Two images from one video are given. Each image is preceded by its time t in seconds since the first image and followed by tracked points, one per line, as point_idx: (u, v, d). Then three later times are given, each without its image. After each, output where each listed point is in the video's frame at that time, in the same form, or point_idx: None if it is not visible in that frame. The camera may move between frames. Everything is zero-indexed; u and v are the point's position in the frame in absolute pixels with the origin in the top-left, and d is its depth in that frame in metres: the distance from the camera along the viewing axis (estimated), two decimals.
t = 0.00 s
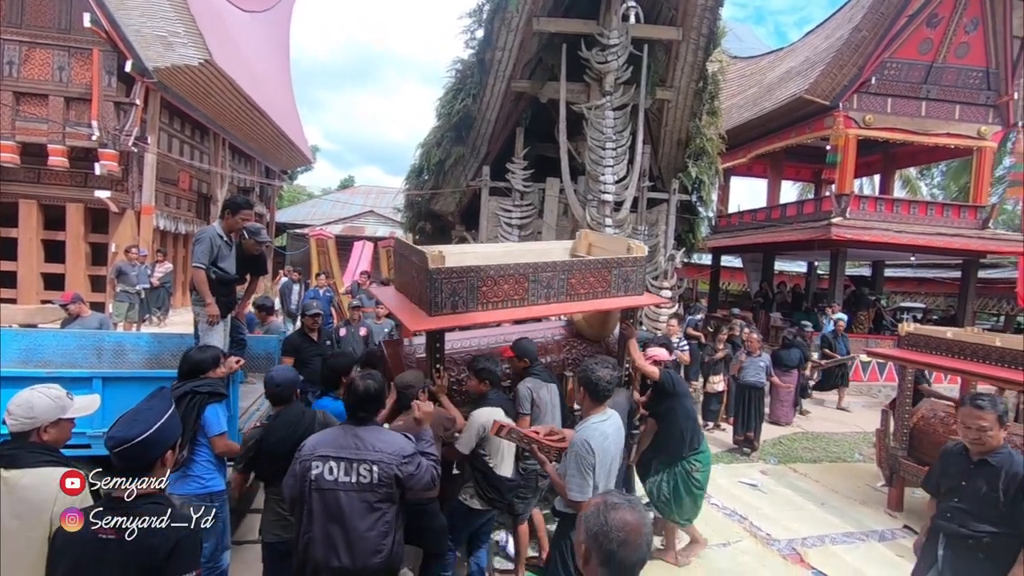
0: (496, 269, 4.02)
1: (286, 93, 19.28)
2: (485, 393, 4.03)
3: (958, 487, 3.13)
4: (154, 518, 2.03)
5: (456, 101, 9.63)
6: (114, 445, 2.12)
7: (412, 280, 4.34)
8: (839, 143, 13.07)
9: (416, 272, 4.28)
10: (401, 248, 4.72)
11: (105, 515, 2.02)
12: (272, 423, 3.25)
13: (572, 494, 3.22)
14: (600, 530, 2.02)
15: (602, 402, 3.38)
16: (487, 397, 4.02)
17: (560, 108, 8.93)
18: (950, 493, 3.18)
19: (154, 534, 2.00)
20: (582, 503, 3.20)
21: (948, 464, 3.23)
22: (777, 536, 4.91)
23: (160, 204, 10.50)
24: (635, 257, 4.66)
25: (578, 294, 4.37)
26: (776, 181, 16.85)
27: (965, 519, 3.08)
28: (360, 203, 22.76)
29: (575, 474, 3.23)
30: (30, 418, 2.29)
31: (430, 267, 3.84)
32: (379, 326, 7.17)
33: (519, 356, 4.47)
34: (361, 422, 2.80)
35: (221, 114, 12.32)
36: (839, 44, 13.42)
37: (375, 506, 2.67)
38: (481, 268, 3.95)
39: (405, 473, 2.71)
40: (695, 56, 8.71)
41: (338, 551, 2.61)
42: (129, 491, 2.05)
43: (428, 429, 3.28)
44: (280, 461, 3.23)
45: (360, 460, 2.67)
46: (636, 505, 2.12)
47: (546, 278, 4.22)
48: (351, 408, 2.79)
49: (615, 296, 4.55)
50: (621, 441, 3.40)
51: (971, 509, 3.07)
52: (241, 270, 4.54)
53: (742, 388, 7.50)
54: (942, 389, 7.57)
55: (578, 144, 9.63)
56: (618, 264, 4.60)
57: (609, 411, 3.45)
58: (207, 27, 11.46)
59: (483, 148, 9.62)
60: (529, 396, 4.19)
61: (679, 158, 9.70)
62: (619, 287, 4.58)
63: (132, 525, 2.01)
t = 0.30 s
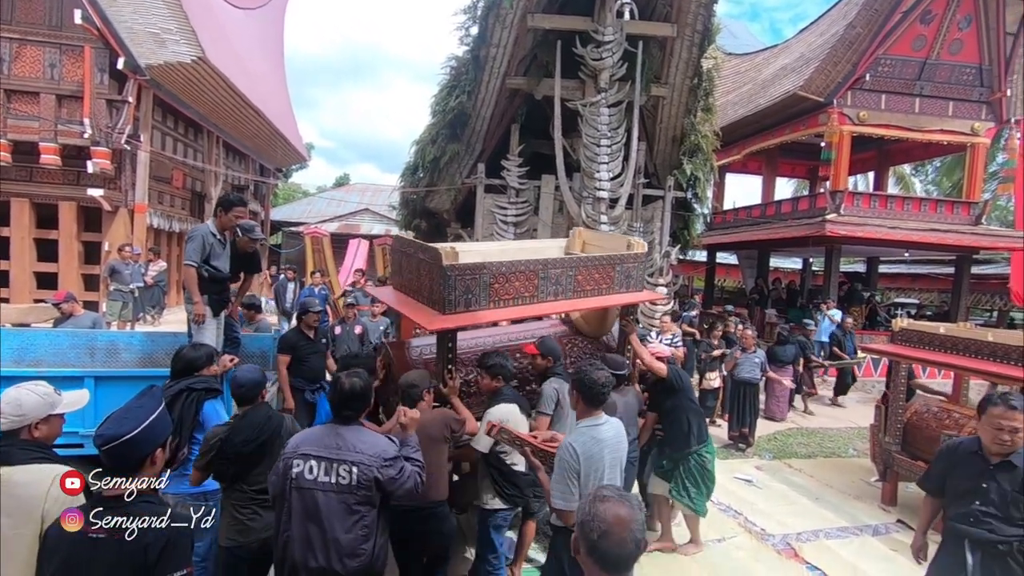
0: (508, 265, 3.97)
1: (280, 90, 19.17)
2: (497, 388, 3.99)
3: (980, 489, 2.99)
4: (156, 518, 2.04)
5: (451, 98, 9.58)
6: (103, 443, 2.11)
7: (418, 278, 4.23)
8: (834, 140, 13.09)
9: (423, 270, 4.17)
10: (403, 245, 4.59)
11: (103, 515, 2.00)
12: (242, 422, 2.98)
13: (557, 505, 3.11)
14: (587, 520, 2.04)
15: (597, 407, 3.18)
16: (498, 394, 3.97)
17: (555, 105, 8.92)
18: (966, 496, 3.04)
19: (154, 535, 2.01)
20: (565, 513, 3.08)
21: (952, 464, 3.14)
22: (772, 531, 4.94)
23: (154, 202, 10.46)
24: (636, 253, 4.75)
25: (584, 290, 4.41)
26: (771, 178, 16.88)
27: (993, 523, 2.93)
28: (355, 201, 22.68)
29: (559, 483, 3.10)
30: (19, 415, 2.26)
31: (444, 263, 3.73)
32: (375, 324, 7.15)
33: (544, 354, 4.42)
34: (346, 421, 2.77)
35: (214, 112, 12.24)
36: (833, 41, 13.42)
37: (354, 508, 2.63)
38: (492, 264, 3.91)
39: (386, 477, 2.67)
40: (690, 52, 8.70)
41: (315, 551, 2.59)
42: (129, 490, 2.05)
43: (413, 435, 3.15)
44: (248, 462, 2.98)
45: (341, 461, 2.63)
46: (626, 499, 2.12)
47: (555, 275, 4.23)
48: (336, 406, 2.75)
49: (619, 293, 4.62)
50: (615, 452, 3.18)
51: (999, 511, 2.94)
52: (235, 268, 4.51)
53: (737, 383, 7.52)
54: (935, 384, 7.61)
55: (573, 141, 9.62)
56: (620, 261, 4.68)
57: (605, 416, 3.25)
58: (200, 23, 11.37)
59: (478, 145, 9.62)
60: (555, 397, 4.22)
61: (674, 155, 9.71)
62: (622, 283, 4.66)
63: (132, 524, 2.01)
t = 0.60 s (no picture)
0: (528, 263, 3.92)
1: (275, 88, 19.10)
2: (512, 392, 3.87)
3: (977, 484, 2.99)
4: (155, 518, 2.04)
5: (446, 96, 9.57)
6: (91, 443, 2.09)
7: (432, 278, 4.07)
8: (830, 136, 13.07)
9: (437, 270, 4.01)
10: (410, 243, 4.42)
11: (103, 515, 1.99)
12: (206, 418, 2.88)
13: (562, 520, 2.84)
14: (596, 514, 2.05)
15: (605, 413, 3.02)
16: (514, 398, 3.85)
17: (550, 102, 8.90)
18: (963, 491, 3.02)
19: (155, 533, 2.02)
20: (574, 529, 2.79)
21: (942, 458, 3.10)
22: (768, 526, 4.96)
23: (149, 202, 10.48)
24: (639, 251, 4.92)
25: (594, 288, 4.48)
26: (767, 174, 16.91)
27: (996, 516, 2.95)
28: (351, 199, 22.62)
29: (566, 496, 2.85)
30: None
31: (467, 262, 3.58)
32: (371, 323, 7.14)
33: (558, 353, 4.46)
34: (345, 422, 2.73)
35: (209, 111, 12.21)
36: (828, 36, 13.41)
37: (358, 514, 2.61)
38: (514, 263, 3.83)
39: (389, 481, 2.65)
40: (685, 49, 8.70)
41: (318, 557, 2.57)
42: (129, 490, 2.06)
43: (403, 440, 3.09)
44: (213, 459, 2.88)
45: (343, 466, 2.60)
46: (633, 493, 2.13)
47: (569, 273, 4.25)
48: (335, 408, 2.71)
49: (625, 289, 4.74)
50: (625, 462, 2.97)
51: (1000, 504, 2.96)
52: (231, 267, 4.50)
53: (733, 379, 7.54)
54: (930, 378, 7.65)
55: (568, 138, 9.62)
56: (626, 258, 4.82)
57: (615, 425, 3.07)
58: (193, 22, 11.33)
59: (474, 142, 9.61)
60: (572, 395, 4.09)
61: (670, 152, 9.71)
62: (627, 280, 4.81)
63: (133, 524, 2.00)
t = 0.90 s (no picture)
0: (548, 265, 3.83)
1: (268, 88, 19.01)
2: (536, 396, 3.78)
3: (966, 477, 3.02)
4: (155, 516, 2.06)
5: (439, 95, 9.57)
6: (80, 442, 2.07)
7: (449, 280, 3.83)
8: (822, 133, 13.12)
9: (451, 271, 3.79)
10: (417, 242, 4.16)
11: (100, 515, 1.97)
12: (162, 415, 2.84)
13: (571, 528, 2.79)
14: (565, 521, 2.01)
15: (613, 420, 2.91)
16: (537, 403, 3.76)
17: (543, 100, 8.90)
18: (955, 485, 3.03)
19: (154, 533, 2.03)
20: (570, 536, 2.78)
21: (930, 452, 3.07)
22: (762, 521, 4.99)
23: (140, 203, 10.55)
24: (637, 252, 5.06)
25: (601, 289, 4.53)
26: (759, 170, 17.00)
27: (987, 506, 3.02)
28: (345, 199, 22.55)
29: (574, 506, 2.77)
30: None
31: (495, 264, 3.40)
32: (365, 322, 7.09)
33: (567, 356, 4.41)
34: (333, 425, 2.63)
35: (200, 110, 12.17)
36: (819, 33, 13.46)
37: (351, 518, 2.53)
38: (537, 265, 3.71)
39: (381, 485, 2.55)
40: (676, 46, 8.72)
41: (311, 563, 2.49)
42: (129, 490, 2.06)
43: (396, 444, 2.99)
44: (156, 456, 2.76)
45: (333, 471, 2.51)
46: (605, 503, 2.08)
47: (582, 275, 4.26)
48: (323, 411, 2.61)
49: (626, 290, 4.85)
50: (633, 469, 2.90)
51: (988, 492, 3.04)
52: (224, 268, 4.47)
53: (726, 375, 7.58)
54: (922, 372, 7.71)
55: (561, 136, 9.62)
56: (627, 260, 4.94)
57: (621, 431, 2.95)
58: (184, 22, 11.27)
59: (467, 141, 9.59)
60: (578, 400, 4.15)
61: (662, 149, 9.73)
62: (628, 280, 4.93)
63: (132, 524, 1.99)
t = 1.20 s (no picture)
0: (558, 263, 3.79)
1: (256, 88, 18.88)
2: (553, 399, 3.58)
3: (975, 475, 3.05)
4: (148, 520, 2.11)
5: (428, 95, 9.57)
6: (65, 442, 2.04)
7: (460, 281, 3.68)
8: (810, 131, 13.24)
9: (465, 272, 3.63)
10: (422, 244, 3.96)
11: (103, 515, 1.99)
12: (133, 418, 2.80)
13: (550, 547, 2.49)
14: (540, 538, 1.92)
15: (593, 426, 2.61)
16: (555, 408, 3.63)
17: (533, 100, 8.92)
18: (965, 483, 3.05)
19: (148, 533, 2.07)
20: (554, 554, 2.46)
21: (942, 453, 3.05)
22: (752, 517, 5.03)
23: (126, 205, 10.91)
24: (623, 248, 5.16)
25: (598, 286, 4.57)
26: (748, 169, 17.13)
27: (993, 502, 3.05)
28: (335, 199, 22.44)
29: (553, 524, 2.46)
30: None
31: (518, 262, 3.30)
32: (356, 323, 7.04)
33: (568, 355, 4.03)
34: (305, 427, 2.52)
35: (187, 111, 12.10)
36: (806, 33, 13.56)
37: (320, 522, 2.40)
38: (550, 263, 3.65)
39: (351, 489, 2.41)
40: (665, 46, 8.76)
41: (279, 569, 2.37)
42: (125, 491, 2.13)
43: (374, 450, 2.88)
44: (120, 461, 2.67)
45: (301, 473, 2.39)
46: (587, 522, 1.98)
47: (584, 272, 4.28)
48: (294, 412, 2.50)
49: (616, 285, 4.94)
50: (617, 478, 2.61)
51: (993, 489, 3.08)
52: (213, 270, 4.43)
53: (717, 373, 7.63)
54: (909, 368, 7.79)
55: (551, 135, 9.65)
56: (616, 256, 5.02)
57: (606, 440, 2.66)
58: (170, 21, 11.20)
59: (457, 141, 9.58)
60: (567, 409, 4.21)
61: (652, 148, 9.78)
62: (617, 276, 5.01)
63: (133, 524, 2.03)
